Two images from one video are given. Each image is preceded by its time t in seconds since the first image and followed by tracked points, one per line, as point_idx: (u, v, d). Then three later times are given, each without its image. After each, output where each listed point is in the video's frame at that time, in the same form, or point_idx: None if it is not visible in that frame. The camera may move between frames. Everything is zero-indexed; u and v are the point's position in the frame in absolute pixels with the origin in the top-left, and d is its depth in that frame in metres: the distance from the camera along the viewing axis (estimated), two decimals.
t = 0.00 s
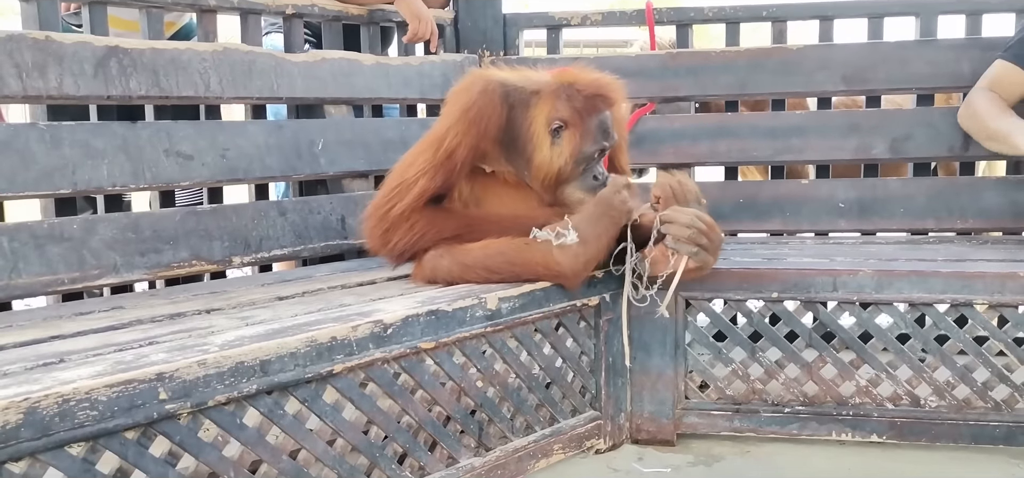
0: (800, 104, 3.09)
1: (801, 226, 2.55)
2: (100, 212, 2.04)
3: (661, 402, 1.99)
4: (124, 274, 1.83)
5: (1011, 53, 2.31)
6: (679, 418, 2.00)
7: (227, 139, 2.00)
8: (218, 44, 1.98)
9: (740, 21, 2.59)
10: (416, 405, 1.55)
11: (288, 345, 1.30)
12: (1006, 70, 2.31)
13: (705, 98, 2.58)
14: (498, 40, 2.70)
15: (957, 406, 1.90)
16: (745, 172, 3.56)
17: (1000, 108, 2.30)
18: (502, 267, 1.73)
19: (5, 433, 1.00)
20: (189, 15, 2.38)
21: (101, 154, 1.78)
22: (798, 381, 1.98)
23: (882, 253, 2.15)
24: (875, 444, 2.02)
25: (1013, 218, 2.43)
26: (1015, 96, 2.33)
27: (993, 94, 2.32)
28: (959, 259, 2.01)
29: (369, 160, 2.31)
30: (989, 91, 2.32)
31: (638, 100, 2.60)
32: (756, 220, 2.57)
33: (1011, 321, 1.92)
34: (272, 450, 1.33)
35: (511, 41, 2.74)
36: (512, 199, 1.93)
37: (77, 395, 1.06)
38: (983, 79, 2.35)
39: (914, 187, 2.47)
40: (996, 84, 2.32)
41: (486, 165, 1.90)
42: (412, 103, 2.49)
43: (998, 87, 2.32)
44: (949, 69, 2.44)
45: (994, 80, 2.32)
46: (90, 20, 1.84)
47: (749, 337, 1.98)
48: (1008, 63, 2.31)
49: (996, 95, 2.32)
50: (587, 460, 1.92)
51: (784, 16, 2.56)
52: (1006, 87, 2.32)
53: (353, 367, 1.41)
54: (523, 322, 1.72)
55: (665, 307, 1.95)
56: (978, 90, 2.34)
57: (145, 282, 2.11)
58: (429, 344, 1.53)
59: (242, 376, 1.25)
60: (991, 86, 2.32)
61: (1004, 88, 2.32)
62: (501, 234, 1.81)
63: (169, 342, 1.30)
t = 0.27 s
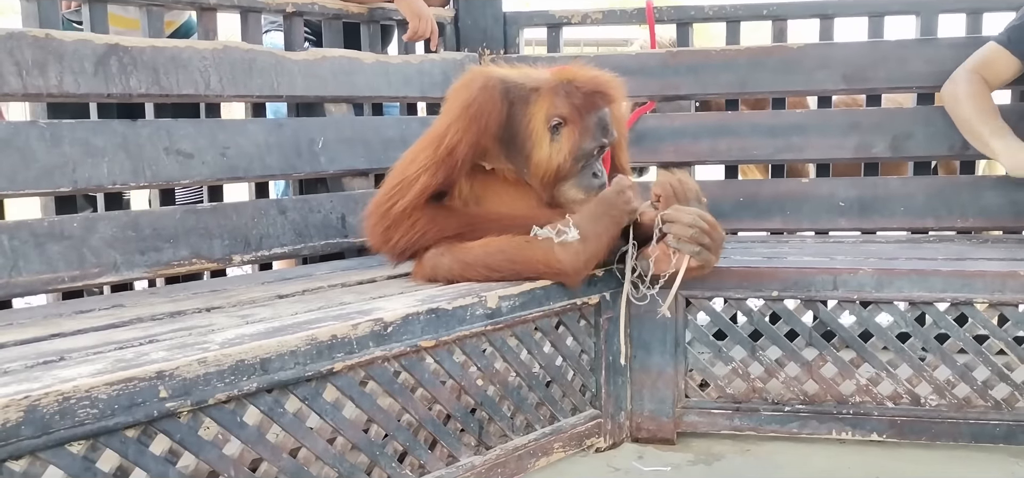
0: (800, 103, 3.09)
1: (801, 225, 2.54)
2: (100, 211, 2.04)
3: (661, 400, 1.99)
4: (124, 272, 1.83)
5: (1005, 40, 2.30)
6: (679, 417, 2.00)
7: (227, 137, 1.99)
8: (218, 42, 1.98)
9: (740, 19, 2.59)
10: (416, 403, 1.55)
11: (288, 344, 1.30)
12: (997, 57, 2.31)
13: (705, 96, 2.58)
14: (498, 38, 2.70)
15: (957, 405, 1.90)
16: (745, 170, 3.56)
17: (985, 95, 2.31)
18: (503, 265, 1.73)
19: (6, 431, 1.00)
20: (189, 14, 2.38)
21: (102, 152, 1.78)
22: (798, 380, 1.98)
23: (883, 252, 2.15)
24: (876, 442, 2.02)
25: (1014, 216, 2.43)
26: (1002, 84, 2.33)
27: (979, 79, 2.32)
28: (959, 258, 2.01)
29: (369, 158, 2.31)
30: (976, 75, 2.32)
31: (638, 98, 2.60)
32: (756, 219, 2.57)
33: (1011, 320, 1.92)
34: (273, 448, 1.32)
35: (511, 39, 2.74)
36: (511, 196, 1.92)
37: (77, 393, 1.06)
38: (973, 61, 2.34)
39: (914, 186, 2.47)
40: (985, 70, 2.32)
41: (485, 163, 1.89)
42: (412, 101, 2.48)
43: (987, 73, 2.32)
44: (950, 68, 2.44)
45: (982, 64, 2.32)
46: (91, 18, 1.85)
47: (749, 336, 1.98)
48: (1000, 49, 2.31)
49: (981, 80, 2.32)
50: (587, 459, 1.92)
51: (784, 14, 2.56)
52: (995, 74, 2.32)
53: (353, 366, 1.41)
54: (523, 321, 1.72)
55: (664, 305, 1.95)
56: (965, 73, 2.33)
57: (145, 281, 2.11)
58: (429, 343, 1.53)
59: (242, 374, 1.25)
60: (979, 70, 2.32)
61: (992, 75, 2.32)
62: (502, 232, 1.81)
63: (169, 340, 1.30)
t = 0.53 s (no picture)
0: (801, 101, 3.09)
1: (802, 223, 2.54)
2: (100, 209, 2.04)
3: (662, 399, 1.99)
4: (125, 271, 1.83)
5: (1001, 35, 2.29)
6: (679, 415, 2.00)
7: (227, 136, 1.99)
8: (218, 41, 1.98)
9: (741, 17, 2.58)
10: (416, 402, 1.55)
11: (288, 342, 1.30)
12: (994, 53, 2.30)
13: (706, 95, 2.57)
14: (499, 37, 2.70)
15: (958, 403, 1.90)
16: (746, 169, 3.55)
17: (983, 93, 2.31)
18: (504, 263, 1.73)
19: (6, 430, 1.00)
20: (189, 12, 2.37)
21: (102, 151, 1.78)
22: (798, 379, 1.98)
23: (883, 250, 2.15)
24: (876, 441, 2.02)
25: (1015, 215, 2.42)
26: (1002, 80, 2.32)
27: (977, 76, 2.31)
28: (960, 256, 2.01)
29: (369, 157, 2.30)
30: (975, 72, 2.32)
31: (639, 96, 2.60)
32: (757, 218, 2.57)
33: (1011, 318, 1.92)
34: (273, 447, 1.32)
35: (511, 38, 2.74)
36: (512, 195, 1.92)
37: (78, 392, 1.06)
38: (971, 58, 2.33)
39: (915, 184, 2.47)
40: (983, 66, 2.31)
41: (487, 162, 1.89)
42: (412, 100, 2.48)
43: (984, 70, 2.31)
44: (950, 66, 2.44)
45: (980, 62, 2.31)
46: (91, 17, 1.85)
47: (749, 334, 1.98)
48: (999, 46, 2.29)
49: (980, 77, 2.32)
50: (588, 457, 1.92)
51: (785, 12, 2.56)
52: (994, 71, 2.31)
53: (354, 365, 1.41)
54: (524, 319, 1.71)
55: (664, 304, 1.94)
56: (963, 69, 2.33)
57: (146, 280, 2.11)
58: (430, 341, 1.53)
59: (242, 373, 1.25)
60: (978, 67, 2.31)
61: (990, 71, 2.31)
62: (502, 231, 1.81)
63: (170, 339, 1.30)
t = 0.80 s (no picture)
0: (801, 103, 3.09)
1: (802, 225, 2.54)
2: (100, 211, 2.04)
3: (662, 401, 1.99)
4: (125, 273, 1.83)
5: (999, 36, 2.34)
6: (679, 418, 2.00)
7: (228, 138, 2.00)
8: (219, 43, 1.98)
9: (741, 20, 2.58)
10: (416, 404, 1.55)
11: (288, 344, 1.30)
12: (996, 53, 2.33)
13: (706, 97, 2.57)
14: (499, 39, 2.70)
15: (958, 406, 1.90)
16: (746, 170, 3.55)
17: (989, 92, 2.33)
18: (505, 266, 1.73)
19: (6, 432, 1.00)
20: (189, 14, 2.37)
21: (103, 153, 1.78)
22: (798, 381, 1.98)
23: (884, 253, 2.15)
24: (876, 443, 2.02)
25: (1015, 217, 2.42)
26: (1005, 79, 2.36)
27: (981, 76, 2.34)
28: (960, 258, 2.01)
29: (369, 159, 2.31)
30: (978, 71, 2.34)
31: (639, 98, 2.60)
32: (757, 220, 2.57)
33: (1011, 321, 1.92)
34: (273, 449, 1.32)
35: (512, 40, 2.74)
36: (514, 198, 1.92)
37: (78, 394, 1.06)
38: (969, 63, 2.36)
39: (915, 186, 2.47)
40: (987, 67, 2.34)
41: (489, 165, 1.89)
42: (413, 102, 2.48)
43: (989, 70, 2.33)
44: (950, 69, 2.44)
45: (983, 60, 2.34)
46: (92, 19, 1.85)
47: (749, 336, 1.98)
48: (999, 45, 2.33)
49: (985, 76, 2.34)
50: (587, 459, 1.92)
51: (785, 15, 2.56)
52: (998, 70, 2.34)
53: (354, 367, 1.41)
54: (524, 322, 1.71)
55: (664, 306, 1.94)
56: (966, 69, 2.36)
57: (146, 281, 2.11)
58: (430, 344, 1.53)
59: (243, 375, 1.25)
60: (981, 66, 2.34)
61: (993, 70, 2.34)
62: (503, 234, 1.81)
63: (170, 341, 1.30)
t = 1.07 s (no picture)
0: (800, 102, 3.09)
1: (802, 224, 2.54)
2: (100, 211, 2.04)
3: (662, 401, 1.98)
4: (124, 273, 1.83)
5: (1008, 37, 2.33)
6: (680, 417, 1.99)
7: (227, 138, 1.99)
8: (218, 42, 1.98)
9: (741, 18, 2.58)
10: (416, 404, 1.54)
11: (288, 344, 1.30)
12: (1009, 54, 2.32)
13: (706, 96, 2.57)
14: (499, 38, 2.70)
15: (959, 405, 1.90)
16: (746, 170, 3.55)
17: (1003, 93, 2.33)
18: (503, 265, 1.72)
19: (6, 433, 1.00)
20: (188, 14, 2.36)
21: (102, 153, 1.78)
22: (799, 380, 1.98)
23: (884, 252, 2.14)
24: (877, 443, 2.01)
25: (1015, 216, 2.42)
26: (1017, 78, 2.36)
27: (993, 78, 2.34)
28: (961, 257, 2.01)
29: (369, 158, 2.30)
30: (992, 73, 2.34)
31: (639, 98, 2.60)
32: (757, 219, 2.57)
33: (1012, 320, 1.92)
34: (273, 450, 1.32)
35: (511, 39, 2.73)
36: (513, 197, 1.92)
37: (78, 394, 1.06)
38: (982, 67, 2.35)
39: (915, 185, 2.47)
40: (999, 68, 2.33)
41: (488, 164, 1.89)
42: (412, 101, 2.48)
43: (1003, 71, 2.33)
44: (950, 67, 2.44)
45: (997, 61, 2.33)
46: (91, 18, 1.85)
47: (750, 336, 1.98)
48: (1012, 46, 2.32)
49: (999, 77, 2.34)
50: (588, 459, 1.92)
51: (785, 13, 2.55)
52: (1011, 70, 2.33)
53: (354, 367, 1.41)
54: (524, 321, 1.71)
55: (665, 305, 1.94)
56: (980, 70, 2.36)
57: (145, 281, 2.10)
58: (430, 343, 1.53)
59: (242, 375, 1.24)
60: (994, 67, 2.34)
61: (1007, 71, 2.34)
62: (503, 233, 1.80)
63: (169, 342, 1.29)
